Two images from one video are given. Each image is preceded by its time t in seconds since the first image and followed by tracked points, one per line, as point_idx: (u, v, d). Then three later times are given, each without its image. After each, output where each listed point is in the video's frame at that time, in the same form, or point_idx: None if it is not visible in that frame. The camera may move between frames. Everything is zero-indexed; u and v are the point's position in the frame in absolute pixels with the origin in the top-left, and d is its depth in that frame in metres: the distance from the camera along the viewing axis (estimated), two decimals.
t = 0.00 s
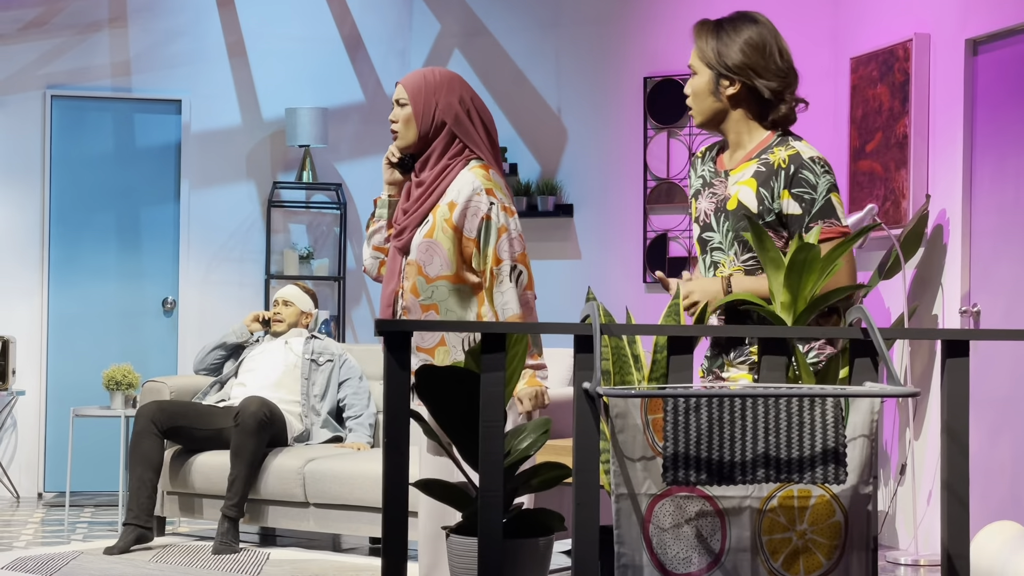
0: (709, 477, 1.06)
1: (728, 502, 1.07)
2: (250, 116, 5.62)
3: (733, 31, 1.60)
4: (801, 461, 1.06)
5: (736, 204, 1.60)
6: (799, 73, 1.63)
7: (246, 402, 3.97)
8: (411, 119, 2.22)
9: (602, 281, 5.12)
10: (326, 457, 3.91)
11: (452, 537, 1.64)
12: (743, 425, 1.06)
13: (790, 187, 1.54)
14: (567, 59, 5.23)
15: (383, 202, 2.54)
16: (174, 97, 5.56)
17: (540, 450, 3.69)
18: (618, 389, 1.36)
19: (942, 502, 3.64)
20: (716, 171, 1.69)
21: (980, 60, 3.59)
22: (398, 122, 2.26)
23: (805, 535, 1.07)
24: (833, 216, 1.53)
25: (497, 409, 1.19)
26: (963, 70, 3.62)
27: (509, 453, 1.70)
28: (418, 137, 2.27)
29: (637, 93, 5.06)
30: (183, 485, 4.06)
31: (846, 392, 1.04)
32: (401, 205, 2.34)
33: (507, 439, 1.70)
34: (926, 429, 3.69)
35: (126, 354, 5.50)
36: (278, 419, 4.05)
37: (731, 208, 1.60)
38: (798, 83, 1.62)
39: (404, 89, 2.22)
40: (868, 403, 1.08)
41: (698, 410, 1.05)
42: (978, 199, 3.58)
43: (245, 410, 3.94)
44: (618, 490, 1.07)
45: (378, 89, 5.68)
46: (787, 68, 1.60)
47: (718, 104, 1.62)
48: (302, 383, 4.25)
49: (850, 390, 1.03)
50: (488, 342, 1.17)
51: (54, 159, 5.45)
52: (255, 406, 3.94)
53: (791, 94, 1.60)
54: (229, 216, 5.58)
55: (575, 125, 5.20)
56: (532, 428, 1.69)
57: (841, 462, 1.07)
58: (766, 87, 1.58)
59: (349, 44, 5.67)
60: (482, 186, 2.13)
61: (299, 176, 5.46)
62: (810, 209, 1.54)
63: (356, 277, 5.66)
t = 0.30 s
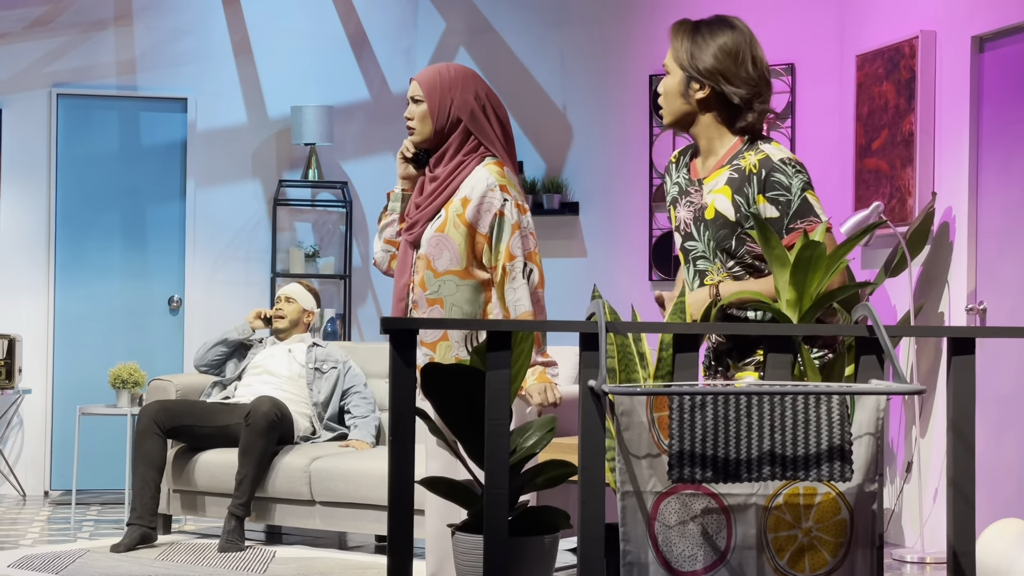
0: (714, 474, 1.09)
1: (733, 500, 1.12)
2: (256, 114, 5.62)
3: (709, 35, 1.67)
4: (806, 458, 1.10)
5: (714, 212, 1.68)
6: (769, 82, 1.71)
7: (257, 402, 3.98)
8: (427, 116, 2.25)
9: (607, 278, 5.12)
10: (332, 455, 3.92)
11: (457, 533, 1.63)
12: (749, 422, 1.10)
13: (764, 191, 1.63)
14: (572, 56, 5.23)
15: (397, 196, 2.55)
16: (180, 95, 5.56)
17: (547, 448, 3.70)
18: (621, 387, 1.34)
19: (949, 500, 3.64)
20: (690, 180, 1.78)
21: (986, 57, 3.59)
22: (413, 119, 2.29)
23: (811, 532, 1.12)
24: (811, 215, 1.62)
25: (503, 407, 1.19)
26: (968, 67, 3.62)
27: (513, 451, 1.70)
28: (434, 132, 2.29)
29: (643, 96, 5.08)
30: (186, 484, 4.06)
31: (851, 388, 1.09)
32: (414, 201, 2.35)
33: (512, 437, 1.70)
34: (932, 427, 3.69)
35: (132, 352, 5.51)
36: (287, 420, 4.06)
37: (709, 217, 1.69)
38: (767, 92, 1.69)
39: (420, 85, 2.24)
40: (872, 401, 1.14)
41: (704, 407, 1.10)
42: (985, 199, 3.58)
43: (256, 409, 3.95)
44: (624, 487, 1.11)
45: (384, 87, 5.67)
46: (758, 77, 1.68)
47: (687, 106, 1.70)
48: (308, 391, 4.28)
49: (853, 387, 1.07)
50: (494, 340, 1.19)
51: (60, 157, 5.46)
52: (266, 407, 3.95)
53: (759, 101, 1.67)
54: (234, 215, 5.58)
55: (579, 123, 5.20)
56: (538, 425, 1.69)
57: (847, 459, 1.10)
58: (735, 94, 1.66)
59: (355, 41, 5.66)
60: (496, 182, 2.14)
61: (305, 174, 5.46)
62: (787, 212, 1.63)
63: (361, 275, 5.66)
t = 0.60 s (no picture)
0: (721, 471, 1.13)
1: (740, 496, 1.14)
2: (262, 111, 5.62)
3: (689, 58, 1.69)
4: (814, 455, 1.14)
5: (706, 232, 1.67)
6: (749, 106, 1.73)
7: (254, 398, 3.97)
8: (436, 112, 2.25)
9: (613, 276, 5.12)
10: (339, 452, 3.92)
11: (463, 531, 1.64)
12: (755, 419, 1.13)
13: (758, 207, 1.62)
14: (578, 55, 5.23)
15: (406, 192, 2.56)
16: (187, 94, 5.57)
17: (555, 445, 3.70)
18: (627, 383, 1.35)
19: (956, 497, 3.64)
20: (677, 200, 1.77)
21: (993, 53, 3.57)
22: (422, 116, 2.28)
23: (818, 529, 1.15)
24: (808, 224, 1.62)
25: (510, 405, 1.20)
26: (977, 63, 3.61)
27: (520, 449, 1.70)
28: (443, 129, 2.29)
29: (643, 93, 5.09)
30: (192, 480, 4.07)
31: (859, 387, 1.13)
32: (422, 198, 2.35)
33: (519, 434, 1.70)
34: (939, 424, 3.68)
35: (139, 349, 5.52)
36: (288, 414, 4.06)
37: (701, 236, 1.68)
38: (748, 117, 1.71)
39: (429, 82, 2.24)
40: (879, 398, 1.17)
41: (710, 404, 1.13)
42: (992, 195, 3.57)
43: (254, 406, 3.94)
44: (631, 484, 1.14)
45: (390, 85, 5.68)
46: (738, 100, 1.70)
47: (668, 128, 1.71)
48: (316, 382, 4.29)
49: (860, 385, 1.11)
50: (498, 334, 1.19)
51: (69, 156, 5.47)
52: (264, 403, 3.94)
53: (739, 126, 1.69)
54: (241, 213, 5.58)
55: (585, 121, 5.20)
56: (544, 422, 1.69)
57: (852, 456, 1.14)
58: (715, 118, 1.67)
59: (361, 40, 5.68)
60: (505, 178, 2.14)
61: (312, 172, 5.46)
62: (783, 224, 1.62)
63: (368, 272, 5.67)
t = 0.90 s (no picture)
0: (711, 447, 1.46)
1: (726, 469, 1.50)
2: (295, 127, 6.07)
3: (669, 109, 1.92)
4: (795, 433, 1.47)
5: (694, 264, 1.90)
6: (724, 151, 1.94)
7: (266, 381, 4.39)
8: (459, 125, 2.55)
9: (613, 273, 5.56)
10: (365, 432, 4.36)
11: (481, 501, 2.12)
12: (744, 402, 1.47)
13: (737, 242, 1.86)
14: (575, 76, 5.66)
15: (428, 197, 2.92)
16: (226, 111, 6.02)
17: (558, 425, 4.13)
18: (626, 367, 1.78)
19: (917, 470, 4.08)
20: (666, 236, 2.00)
21: (949, 74, 4.00)
22: (446, 128, 2.58)
23: (797, 500, 1.50)
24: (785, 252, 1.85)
25: (521, 383, 1.60)
26: (933, 83, 4.04)
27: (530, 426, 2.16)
28: (464, 141, 2.59)
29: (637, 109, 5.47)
30: (229, 458, 4.53)
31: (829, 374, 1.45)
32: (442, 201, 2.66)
33: (530, 415, 2.16)
34: (902, 405, 4.12)
35: (183, 340, 5.97)
36: (299, 391, 4.47)
37: (690, 268, 1.91)
38: (722, 164, 1.92)
39: (453, 98, 2.54)
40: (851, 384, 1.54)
41: (701, 389, 1.46)
42: (948, 201, 3.99)
43: (266, 388, 4.36)
44: (632, 460, 1.49)
45: (408, 101, 6.12)
46: (713, 147, 1.91)
47: (650, 170, 1.94)
48: (342, 377, 4.73)
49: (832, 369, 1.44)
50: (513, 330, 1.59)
51: (120, 167, 5.94)
52: (274, 384, 4.36)
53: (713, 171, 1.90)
54: (276, 215, 6.04)
55: (587, 133, 5.63)
56: (551, 406, 2.15)
57: (828, 434, 1.48)
58: (690, 164, 1.90)
59: (382, 62, 6.13)
60: (516, 182, 2.49)
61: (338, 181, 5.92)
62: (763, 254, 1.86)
63: (389, 271, 6.13)
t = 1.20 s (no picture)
0: (714, 444, 1.49)
1: (730, 467, 1.50)
2: (301, 125, 6.10)
3: (719, 76, 1.94)
4: (799, 430, 1.51)
5: (731, 235, 1.91)
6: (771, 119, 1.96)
7: (278, 378, 4.43)
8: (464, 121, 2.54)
9: (617, 270, 5.59)
10: (371, 428, 4.40)
11: (485, 498, 2.15)
12: (747, 398, 1.50)
13: (778, 213, 1.86)
14: (582, 72, 5.69)
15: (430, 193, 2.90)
16: (232, 110, 6.05)
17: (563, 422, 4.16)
18: (630, 364, 1.82)
19: (918, 466, 4.11)
20: (701, 207, 2.00)
21: (951, 72, 4.02)
22: (452, 125, 2.58)
23: (801, 496, 1.50)
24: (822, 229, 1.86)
25: (525, 380, 1.62)
26: (935, 81, 4.06)
27: (535, 423, 2.20)
28: (469, 138, 2.59)
29: (643, 108, 5.52)
30: (242, 453, 4.57)
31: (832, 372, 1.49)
32: (445, 196, 2.66)
33: (535, 411, 2.20)
34: (904, 401, 4.15)
35: (192, 337, 6.01)
36: (309, 390, 4.51)
37: (727, 238, 1.91)
38: (769, 130, 1.94)
39: (460, 95, 2.54)
40: (854, 381, 1.54)
41: (705, 386, 1.49)
42: (950, 199, 4.01)
43: (277, 385, 4.40)
44: (635, 456, 1.50)
45: (414, 102, 6.16)
46: (761, 115, 1.94)
47: (697, 138, 1.95)
48: (347, 373, 4.76)
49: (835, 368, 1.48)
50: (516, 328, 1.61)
51: (128, 166, 5.98)
52: (285, 382, 4.40)
53: (761, 137, 1.92)
54: (283, 214, 6.07)
55: (591, 131, 5.66)
56: (555, 402, 2.19)
57: (831, 431, 1.51)
58: (741, 131, 1.91)
59: (388, 61, 6.15)
60: (518, 176, 2.51)
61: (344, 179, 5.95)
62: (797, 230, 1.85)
63: (394, 268, 6.16)
